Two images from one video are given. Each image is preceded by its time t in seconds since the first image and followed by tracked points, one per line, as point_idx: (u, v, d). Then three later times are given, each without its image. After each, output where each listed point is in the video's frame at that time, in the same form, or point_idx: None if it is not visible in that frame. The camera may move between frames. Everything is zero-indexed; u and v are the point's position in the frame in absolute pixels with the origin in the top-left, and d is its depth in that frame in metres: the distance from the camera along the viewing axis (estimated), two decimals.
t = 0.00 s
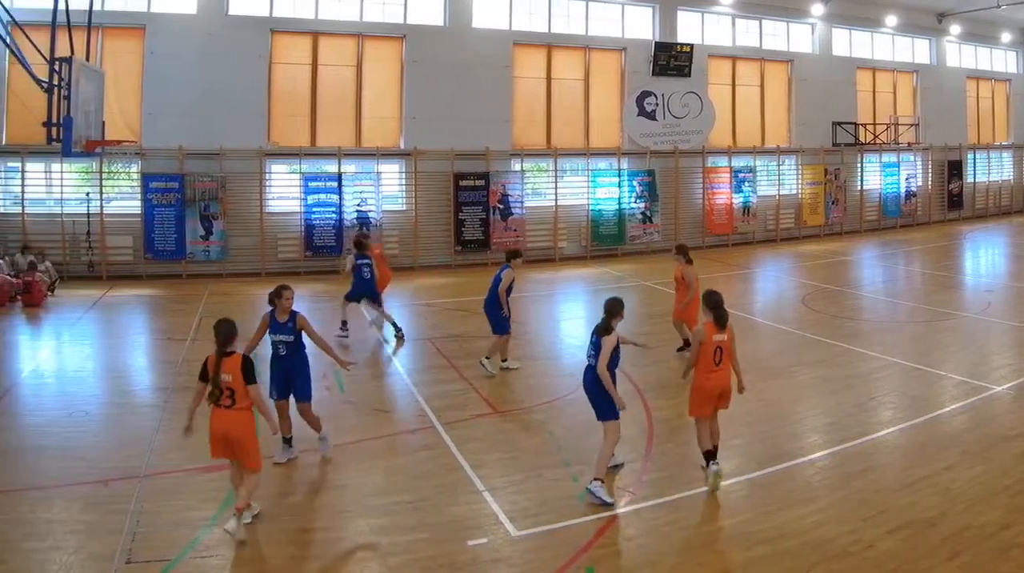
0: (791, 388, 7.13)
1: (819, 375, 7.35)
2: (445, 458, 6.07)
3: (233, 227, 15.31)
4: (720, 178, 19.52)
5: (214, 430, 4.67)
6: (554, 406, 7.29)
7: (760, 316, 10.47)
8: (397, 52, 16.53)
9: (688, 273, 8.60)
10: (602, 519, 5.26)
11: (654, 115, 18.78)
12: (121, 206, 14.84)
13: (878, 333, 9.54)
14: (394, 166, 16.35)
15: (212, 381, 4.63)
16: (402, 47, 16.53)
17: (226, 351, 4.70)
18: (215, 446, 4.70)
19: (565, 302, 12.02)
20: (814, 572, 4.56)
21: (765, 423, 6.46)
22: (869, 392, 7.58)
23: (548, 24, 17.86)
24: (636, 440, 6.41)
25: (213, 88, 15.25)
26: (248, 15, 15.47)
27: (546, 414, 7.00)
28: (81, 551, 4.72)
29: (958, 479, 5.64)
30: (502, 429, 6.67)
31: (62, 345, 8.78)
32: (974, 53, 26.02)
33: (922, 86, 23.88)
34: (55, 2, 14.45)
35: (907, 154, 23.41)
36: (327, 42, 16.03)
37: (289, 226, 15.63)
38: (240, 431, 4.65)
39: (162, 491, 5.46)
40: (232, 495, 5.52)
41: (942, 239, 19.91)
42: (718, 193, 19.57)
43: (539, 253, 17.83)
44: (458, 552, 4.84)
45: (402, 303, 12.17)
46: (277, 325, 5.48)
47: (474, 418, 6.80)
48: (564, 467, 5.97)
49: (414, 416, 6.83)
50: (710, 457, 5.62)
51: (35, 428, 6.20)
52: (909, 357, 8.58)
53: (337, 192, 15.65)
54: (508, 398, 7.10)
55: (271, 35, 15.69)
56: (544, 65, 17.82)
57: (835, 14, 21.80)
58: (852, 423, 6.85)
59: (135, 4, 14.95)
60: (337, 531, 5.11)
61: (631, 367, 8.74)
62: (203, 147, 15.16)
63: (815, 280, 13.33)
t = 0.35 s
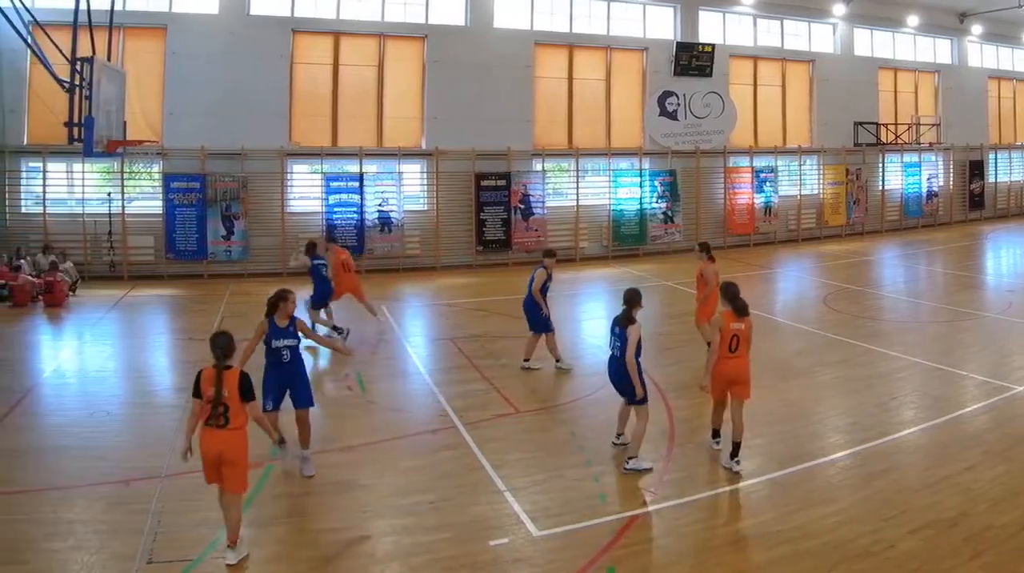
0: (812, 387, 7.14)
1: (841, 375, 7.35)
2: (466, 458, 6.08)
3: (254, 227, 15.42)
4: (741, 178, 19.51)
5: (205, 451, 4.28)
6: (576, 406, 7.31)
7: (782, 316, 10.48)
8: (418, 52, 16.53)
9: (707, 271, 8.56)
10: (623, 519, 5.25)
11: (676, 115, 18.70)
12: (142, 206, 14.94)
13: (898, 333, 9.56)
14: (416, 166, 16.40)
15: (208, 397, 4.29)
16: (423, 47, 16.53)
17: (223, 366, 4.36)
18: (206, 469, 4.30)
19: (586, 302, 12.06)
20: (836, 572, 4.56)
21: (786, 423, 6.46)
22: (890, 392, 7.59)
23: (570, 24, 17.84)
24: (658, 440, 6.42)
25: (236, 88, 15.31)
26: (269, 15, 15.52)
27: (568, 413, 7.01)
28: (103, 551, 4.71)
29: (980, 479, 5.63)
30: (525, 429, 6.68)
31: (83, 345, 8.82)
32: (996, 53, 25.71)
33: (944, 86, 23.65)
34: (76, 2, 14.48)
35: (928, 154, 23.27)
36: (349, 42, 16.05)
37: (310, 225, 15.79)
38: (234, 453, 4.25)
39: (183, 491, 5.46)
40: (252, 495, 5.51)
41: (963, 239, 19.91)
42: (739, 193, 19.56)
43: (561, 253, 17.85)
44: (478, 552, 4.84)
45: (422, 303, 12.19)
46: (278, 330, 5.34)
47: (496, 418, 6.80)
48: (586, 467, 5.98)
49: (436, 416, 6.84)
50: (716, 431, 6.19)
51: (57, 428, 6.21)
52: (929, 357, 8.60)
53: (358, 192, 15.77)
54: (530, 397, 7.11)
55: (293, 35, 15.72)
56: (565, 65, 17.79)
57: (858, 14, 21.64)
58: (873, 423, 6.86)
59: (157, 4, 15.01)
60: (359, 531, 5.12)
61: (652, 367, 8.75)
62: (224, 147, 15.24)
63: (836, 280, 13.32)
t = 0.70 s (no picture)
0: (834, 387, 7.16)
1: (862, 375, 7.36)
2: (487, 458, 6.08)
3: (275, 227, 15.52)
4: (763, 178, 19.40)
5: (201, 475, 3.99)
6: (598, 406, 7.32)
7: (803, 316, 10.48)
8: (438, 53, 16.56)
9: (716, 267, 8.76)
10: (643, 520, 5.24)
11: (698, 115, 18.72)
12: (164, 206, 15.03)
13: (919, 333, 9.57)
14: (437, 166, 16.44)
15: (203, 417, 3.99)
16: (444, 47, 16.57)
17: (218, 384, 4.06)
18: (200, 495, 4.00)
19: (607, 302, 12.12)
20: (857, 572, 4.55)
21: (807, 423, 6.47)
22: (911, 392, 7.60)
23: (592, 24, 17.82)
24: (679, 440, 6.42)
25: (261, 89, 15.43)
26: (289, 15, 15.57)
27: (590, 413, 7.01)
28: (123, 551, 4.69)
29: (1002, 479, 5.62)
30: (546, 429, 6.69)
31: (103, 345, 8.85)
32: (1018, 53, 25.45)
33: (966, 86, 23.45)
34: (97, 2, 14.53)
35: (950, 154, 23.14)
36: (370, 42, 16.11)
37: (331, 225, 15.84)
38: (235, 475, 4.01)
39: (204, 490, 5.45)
40: (275, 495, 5.51)
41: (985, 239, 19.86)
42: (761, 193, 19.44)
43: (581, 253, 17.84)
44: (500, 552, 4.83)
45: (442, 303, 12.19)
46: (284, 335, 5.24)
47: (518, 417, 6.80)
48: (607, 467, 5.98)
49: (458, 416, 6.84)
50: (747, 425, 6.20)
51: (78, 428, 6.23)
52: (951, 357, 8.62)
53: (380, 192, 15.79)
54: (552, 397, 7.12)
55: (314, 35, 15.79)
56: (587, 65, 17.79)
57: (879, 14, 21.57)
58: (894, 423, 6.87)
59: (178, 4, 15.10)
60: (381, 531, 5.11)
61: (673, 367, 8.77)
62: (246, 148, 15.34)
63: (857, 280, 13.31)
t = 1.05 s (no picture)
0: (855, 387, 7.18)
1: (884, 375, 7.38)
2: (509, 458, 6.08)
3: (296, 227, 15.56)
4: (784, 178, 19.37)
5: (194, 500, 3.68)
6: (619, 406, 7.34)
7: (824, 316, 10.49)
8: (460, 53, 16.58)
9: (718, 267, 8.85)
10: (665, 520, 5.22)
11: (719, 115, 18.69)
12: (186, 206, 15.07)
13: (941, 333, 9.58)
14: (458, 166, 16.46)
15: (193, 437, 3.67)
16: (466, 47, 16.59)
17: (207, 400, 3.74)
18: (195, 519, 3.70)
19: (627, 302, 12.17)
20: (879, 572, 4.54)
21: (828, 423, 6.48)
22: (933, 392, 7.61)
23: (613, 24, 17.82)
24: (700, 440, 6.42)
25: (285, 89, 15.48)
26: (312, 15, 15.63)
27: (612, 413, 7.02)
28: (144, 552, 4.67)
29: None
30: (568, 429, 6.69)
31: (124, 345, 8.89)
32: None
33: (987, 86, 23.38)
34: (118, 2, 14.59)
35: (971, 154, 23.06)
36: (392, 42, 16.13)
37: (353, 225, 15.86)
38: (232, 496, 3.72)
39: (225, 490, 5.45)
40: (296, 495, 5.50)
41: (1008, 240, 19.81)
42: (782, 193, 19.40)
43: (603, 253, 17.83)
44: (521, 552, 4.82)
45: (463, 303, 12.20)
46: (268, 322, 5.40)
47: (539, 417, 6.80)
48: (628, 467, 5.97)
49: (480, 417, 6.84)
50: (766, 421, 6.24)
51: (100, 427, 6.25)
52: (972, 357, 8.63)
53: (401, 192, 15.82)
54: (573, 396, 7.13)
55: (336, 35, 15.82)
56: (608, 65, 17.79)
57: (900, 14, 21.53)
58: (916, 423, 6.87)
59: (200, 4, 15.17)
60: (404, 531, 5.10)
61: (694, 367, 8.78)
62: (267, 147, 15.39)
63: (878, 280, 13.31)
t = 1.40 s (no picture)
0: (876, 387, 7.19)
1: (905, 375, 7.39)
2: (531, 458, 6.08)
3: (318, 227, 15.58)
4: (806, 178, 19.37)
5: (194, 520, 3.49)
6: (641, 406, 7.35)
7: (845, 316, 10.52)
8: (481, 53, 16.57)
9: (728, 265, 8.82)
10: (686, 520, 5.22)
11: (740, 115, 18.69)
12: (207, 206, 15.07)
13: (962, 333, 9.59)
14: (479, 166, 16.47)
15: (194, 455, 3.47)
16: (486, 47, 16.58)
17: (210, 416, 3.54)
18: (197, 538, 3.55)
19: (649, 303, 12.19)
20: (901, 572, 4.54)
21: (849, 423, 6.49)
22: (954, 392, 7.62)
23: (634, 24, 17.80)
24: (721, 440, 6.42)
25: (310, 91, 15.53)
26: (333, 15, 15.63)
27: (634, 413, 7.03)
28: (166, 552, 4.65)
29: None
30: (590, 428, 6.70)
31: (144, 345, 8.91)
32: None
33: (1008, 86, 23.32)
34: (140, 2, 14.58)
35: (992, 154, 23.03)
36: (413, 42, 16.12)
37: (374, 225, 15.87)
38: (233, 518, 3.53)
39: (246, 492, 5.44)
40: (318, 496, 5.50)
41: None
42: (804, 193, 19.41)
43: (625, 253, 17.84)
44: (543, 552, 4.82)
45: (485, 303, 12.21)
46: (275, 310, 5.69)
47: (560, 417, 6.81)
48: (649, 467, 5.98)
49: (503, 417, 6.84)
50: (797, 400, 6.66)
51: (121, 427, 6.25)
52: (994, 358, 8.63)
53: (423, 192, 15.81)
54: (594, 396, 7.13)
55: (357, 35, 15.83)
56: (630, 65, 17.77)
57: (921, 14, 21.47)
58: (937, 423, 6.88)
59: (220, 4, 15.19)
60: (426, 531, 5.10)
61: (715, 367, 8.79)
62: (289, 147, 15.41)
63: (900, 280, 13.31)
